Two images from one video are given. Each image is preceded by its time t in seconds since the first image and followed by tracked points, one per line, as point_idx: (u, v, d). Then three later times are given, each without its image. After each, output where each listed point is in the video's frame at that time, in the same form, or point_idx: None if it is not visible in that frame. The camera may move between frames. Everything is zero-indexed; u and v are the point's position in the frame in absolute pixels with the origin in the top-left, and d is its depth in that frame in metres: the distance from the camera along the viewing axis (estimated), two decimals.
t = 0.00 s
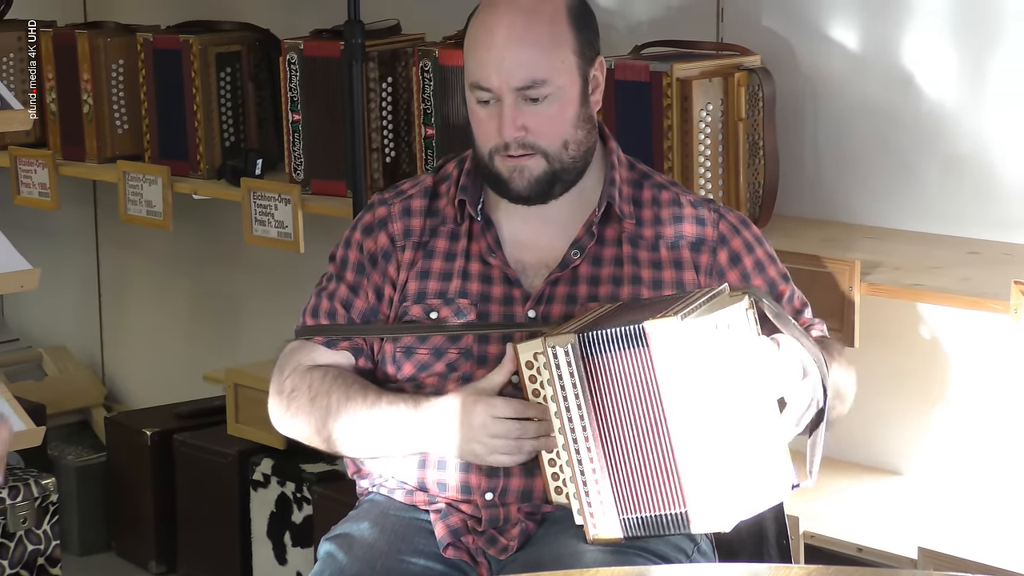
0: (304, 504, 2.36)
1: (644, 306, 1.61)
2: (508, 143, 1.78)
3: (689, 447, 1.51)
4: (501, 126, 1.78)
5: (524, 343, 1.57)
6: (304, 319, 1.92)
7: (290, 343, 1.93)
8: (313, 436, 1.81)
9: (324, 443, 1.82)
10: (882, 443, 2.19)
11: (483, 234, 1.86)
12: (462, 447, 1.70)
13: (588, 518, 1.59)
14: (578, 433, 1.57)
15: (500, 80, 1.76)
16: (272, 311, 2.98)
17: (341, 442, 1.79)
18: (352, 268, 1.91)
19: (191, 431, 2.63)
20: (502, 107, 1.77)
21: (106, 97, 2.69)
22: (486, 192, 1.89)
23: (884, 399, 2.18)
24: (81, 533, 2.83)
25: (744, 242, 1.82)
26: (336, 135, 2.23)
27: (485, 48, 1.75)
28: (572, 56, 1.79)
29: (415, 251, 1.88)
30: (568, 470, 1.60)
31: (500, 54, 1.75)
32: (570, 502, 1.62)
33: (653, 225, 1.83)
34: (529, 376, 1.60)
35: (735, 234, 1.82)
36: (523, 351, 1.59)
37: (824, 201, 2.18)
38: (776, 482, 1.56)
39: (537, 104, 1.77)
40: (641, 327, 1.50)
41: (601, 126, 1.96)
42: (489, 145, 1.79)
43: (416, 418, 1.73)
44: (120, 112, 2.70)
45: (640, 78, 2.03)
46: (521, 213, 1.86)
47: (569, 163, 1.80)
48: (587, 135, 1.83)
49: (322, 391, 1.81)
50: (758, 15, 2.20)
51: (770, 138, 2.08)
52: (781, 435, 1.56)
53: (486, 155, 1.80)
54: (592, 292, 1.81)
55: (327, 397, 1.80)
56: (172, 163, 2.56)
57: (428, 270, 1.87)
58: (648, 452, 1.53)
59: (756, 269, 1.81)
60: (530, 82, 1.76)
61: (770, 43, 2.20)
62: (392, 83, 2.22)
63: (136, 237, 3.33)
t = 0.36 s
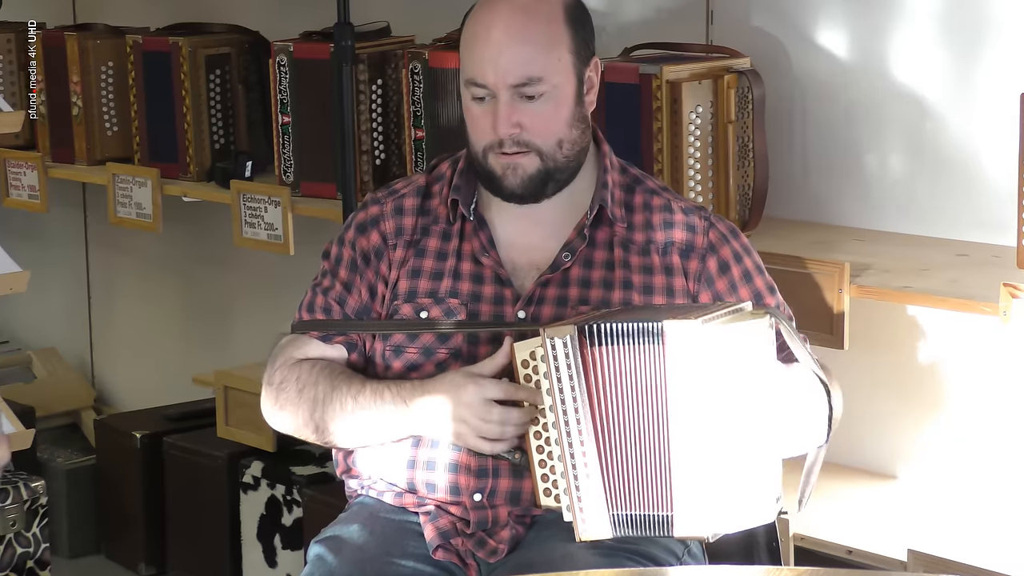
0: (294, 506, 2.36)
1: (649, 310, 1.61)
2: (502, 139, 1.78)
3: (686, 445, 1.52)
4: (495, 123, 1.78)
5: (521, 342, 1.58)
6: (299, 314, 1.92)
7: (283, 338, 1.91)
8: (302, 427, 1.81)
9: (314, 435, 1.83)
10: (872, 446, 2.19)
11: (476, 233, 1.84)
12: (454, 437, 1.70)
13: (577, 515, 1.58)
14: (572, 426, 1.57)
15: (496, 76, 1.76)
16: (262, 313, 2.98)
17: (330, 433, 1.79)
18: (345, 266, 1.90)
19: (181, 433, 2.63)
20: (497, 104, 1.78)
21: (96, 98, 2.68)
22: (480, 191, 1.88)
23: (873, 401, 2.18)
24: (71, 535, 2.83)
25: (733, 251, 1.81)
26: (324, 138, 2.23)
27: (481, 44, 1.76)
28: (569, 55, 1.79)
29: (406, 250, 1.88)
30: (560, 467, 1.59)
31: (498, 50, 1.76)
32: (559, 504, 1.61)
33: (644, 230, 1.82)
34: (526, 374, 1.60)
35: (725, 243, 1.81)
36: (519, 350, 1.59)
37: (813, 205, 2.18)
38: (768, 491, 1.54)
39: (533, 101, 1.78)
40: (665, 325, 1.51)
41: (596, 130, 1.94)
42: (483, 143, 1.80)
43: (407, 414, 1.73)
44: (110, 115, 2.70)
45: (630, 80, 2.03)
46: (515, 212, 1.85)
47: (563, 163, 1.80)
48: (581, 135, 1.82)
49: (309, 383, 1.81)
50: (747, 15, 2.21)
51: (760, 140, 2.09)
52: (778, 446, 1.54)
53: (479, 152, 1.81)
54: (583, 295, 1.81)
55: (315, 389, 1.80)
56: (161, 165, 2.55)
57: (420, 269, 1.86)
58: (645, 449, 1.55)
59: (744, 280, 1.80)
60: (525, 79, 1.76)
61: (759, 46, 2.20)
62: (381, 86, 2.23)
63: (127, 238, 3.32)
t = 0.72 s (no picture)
0: (283, 509, 2.36)
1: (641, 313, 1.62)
2: (499, 140, 1.77)
3: (682, 448, 1.52)
4: (493, 123, 1.76)
5: (513, 344, 1.58)
6: (293, 314, 1.90)
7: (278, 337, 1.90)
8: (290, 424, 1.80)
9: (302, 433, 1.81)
10: (861, 448, 2.20)
11: (471, 234, 1.83)
12: (443, 440, 1.70)
13: (568, 515, 1.58)
14: (564, 429, 1.56)
15: (494, 77, 1.75)
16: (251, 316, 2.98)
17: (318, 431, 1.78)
18: (339, 265, 1.89)
19: (169, 436, 2.63)
20: (495, 105, 1.76)
21: (84, 102, 2.68)
22: (475, 192, 1.87)
23: (862, 403, 2.18)
24: (60, 539, 2.83)
25: (726, 262, 1.81)
26: (313, 142, 2.23)
27: (480, 45, 1.74)
28: (568, 56, 1.78)
29: (400, 249, 1.87)
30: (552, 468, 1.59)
31: (498, 49, 1.74)
32: (550, 506, 1.60)
33: (640, 236, 1.81)
34: (517, 376, 1.60)
35: (718, 253, 1.80)
36: (511, 352, 1.60)
37: (801, 206, 2.19)
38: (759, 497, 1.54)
39: (530, 103, 1.76)
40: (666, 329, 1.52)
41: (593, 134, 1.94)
42: (480, 143, 1.79)
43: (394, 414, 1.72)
44: (98, 118, 2.70)
45: (619, 83, 2.04)
46: (510, 214, 1.84)
47: (560, 165, 1.79)
48: (578, 137, 1.81)
49: (299, 380, 1.80)
50: (737, 16, 2.21)
51: (748, 144, 2.09)
52: (776, 452, 1.54)
53: (476, 153, 1.80)
54: (576, 299, 1.80)
55: (305, 386, 1.79)
56: (150, 168, 2.55)
57: (414, 268, 1.85)
58: (639, 451, 1.55)
59: (734, 291, 1.79)
60: (523, 80, 1.75)
61: (750, 48, 2.20)
62: (370, 88, 2.23)
63: (115, 242, 3.32)
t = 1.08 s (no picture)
0: (272, 511, 2.35)
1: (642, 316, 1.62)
2: (493, 144, 1.77)
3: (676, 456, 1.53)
4: (486, 127, 1.76)
5: (509, 344, 1.57)
6: (284, 312, 1.89)
7: (271, 335, 1.89)
8: (283, 426, 1.79)
9: (295, 434, 1.81)
10: (848, 448, 2.20)
11: (461, 235, 1.83)
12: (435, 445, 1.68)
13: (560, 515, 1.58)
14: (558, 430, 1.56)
15: (487, 81, 1.74)
16: (240, 318, 2.98)
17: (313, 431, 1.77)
18: (331, 263, 1.89)
19: (157, 439, 2.63)
20: (488, 108, 1.76)
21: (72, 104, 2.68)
22: (466, 194, 1.87)
23: (851, 404, 2.19)
24: (47, 541, 2.83)
25: (714, 266, 1.81)
26: (302, 143, 2.23)
27: (472, 48, 1.74)
28: (560, 59, 1.78)
29: (391, 248, 1.87)
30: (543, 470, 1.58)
31: (490, 53, 1.74)
32: (541, 508, 1.62)
33: (630, 239, 1.81)
34: (511, 378, 1.60)
35: (706, 257, 1.81)
36: (506, 352, 1.59)
37: (789, 208, 2.19)
38: (754, 514, 1.54)
39: (523, 106, 1.76)
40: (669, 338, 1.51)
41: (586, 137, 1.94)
42: (474, 147, 1.78)
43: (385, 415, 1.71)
44: (86, 120, 2.70)
45: (608, 84, 2.04)
46: (502, 216, 1.84)
47: (553, 168, 1.79)
48: (571, 141, 1.81)
49: (295, 381, 1.79)
50: (725, 17, 2.21)
51: (737, 145, 2.09)
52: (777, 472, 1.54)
53: (469, 156, 1.80)
54: (567, 301, 1.80)
55: (301, 387, 1.78)
56: (138, 170, 2.55)
57: (404, 268, 1.85)
58: (632, 454, 1.55)
59: (722, 295, 1.79)
60: (517, 84, 1.74)
61: (738, 50, 2.21)
62: (358, 91, 2.22)
63: (103, 245, 3.32)
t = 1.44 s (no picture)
0: (261, 510, 2.36)
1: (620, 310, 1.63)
2: (470, 135, 1.77)
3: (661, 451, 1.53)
4: (462, 119, 1.77)
5: (488, 344, 1.57)
6: (269, 314, 1.90)
7: (256, 340, 1.90)
8: (270, 430, 1.79)
9: (281, 438, 1.81)
10: (837, 447, 2.20)
11: (444, 231, 1.83)
12: (420, 456, 1.68)
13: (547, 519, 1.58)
14: (542, 435, 1.56)
15: (463, 71, 1.75)
16: (229, 318, 2.98)
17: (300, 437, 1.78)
18: (315, 262, 1.89)
19: (146, 438, 2.62)
20: (464, 100, 1.77)
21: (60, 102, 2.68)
22: (448, 190, 1.87)
23: (839, 401, 2.19)
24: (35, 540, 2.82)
25: (698, 257, 1.81)
26: (291, 141, 2.24)
27: (450, 42, 1.75)
28: (537, 52, 1.78)
29: (374, 245, 1.87)
30: (529, 472, 1.58)
31: (466, 47, 1.75)
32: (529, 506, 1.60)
33: (612, 233, 1.81)
34: (493, 378, 1.58)
35: (690, 249, 1.81)
36: (486, 353, 1.58)
37: (783, 208, 2.19)
38: (741, 512, 1.51)
39: (500, 98, 1.76)
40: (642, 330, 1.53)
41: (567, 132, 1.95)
42: (450, 139, 1.78)
43: (373, 417, 1.72)
44: (74, 118, 2.70)
45: (596, 83, 2.04)
46: (482, 212, 1.84)
47: (530, 161, 1.79)
48: (548, 133, 1.81)
49: (283, 386, 1.80)
50: (713, 16, 2.21)
51: (726, 144, 2.09)
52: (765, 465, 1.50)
53: (447, 149, 1.80)
54: (549, 296, 1.80)
55: (289, 391, 1.79)
56: (126, 168, 2.55)
57: (387, 265, 1.85)
58: (615, 453, 1.55)
59: (710, 285, 1.79)
60: (493, 75, 1.75)
61: (726, 49, 2.21)
62: (347, 89, 2.23)
63: (91, 242, 3.31)
